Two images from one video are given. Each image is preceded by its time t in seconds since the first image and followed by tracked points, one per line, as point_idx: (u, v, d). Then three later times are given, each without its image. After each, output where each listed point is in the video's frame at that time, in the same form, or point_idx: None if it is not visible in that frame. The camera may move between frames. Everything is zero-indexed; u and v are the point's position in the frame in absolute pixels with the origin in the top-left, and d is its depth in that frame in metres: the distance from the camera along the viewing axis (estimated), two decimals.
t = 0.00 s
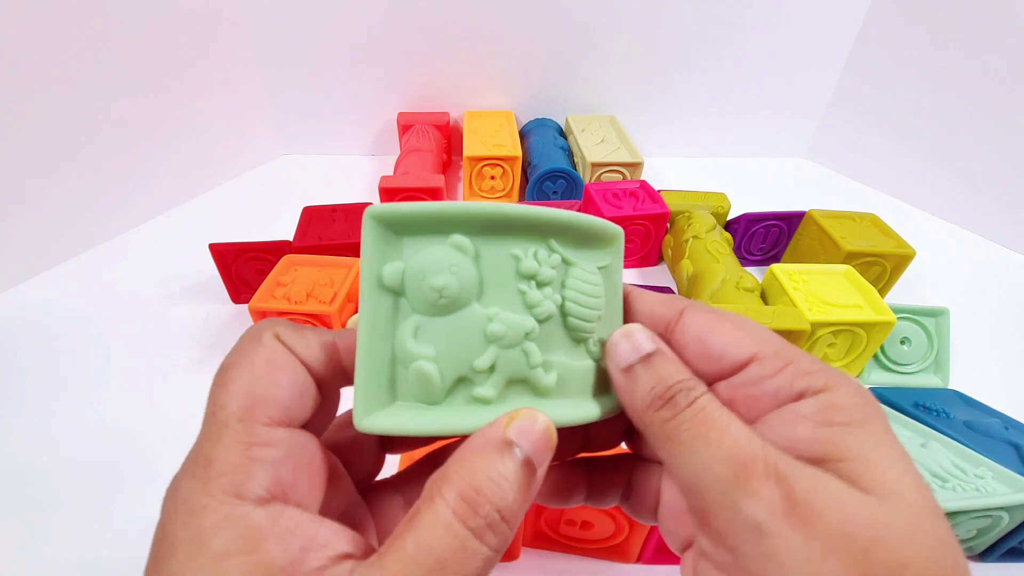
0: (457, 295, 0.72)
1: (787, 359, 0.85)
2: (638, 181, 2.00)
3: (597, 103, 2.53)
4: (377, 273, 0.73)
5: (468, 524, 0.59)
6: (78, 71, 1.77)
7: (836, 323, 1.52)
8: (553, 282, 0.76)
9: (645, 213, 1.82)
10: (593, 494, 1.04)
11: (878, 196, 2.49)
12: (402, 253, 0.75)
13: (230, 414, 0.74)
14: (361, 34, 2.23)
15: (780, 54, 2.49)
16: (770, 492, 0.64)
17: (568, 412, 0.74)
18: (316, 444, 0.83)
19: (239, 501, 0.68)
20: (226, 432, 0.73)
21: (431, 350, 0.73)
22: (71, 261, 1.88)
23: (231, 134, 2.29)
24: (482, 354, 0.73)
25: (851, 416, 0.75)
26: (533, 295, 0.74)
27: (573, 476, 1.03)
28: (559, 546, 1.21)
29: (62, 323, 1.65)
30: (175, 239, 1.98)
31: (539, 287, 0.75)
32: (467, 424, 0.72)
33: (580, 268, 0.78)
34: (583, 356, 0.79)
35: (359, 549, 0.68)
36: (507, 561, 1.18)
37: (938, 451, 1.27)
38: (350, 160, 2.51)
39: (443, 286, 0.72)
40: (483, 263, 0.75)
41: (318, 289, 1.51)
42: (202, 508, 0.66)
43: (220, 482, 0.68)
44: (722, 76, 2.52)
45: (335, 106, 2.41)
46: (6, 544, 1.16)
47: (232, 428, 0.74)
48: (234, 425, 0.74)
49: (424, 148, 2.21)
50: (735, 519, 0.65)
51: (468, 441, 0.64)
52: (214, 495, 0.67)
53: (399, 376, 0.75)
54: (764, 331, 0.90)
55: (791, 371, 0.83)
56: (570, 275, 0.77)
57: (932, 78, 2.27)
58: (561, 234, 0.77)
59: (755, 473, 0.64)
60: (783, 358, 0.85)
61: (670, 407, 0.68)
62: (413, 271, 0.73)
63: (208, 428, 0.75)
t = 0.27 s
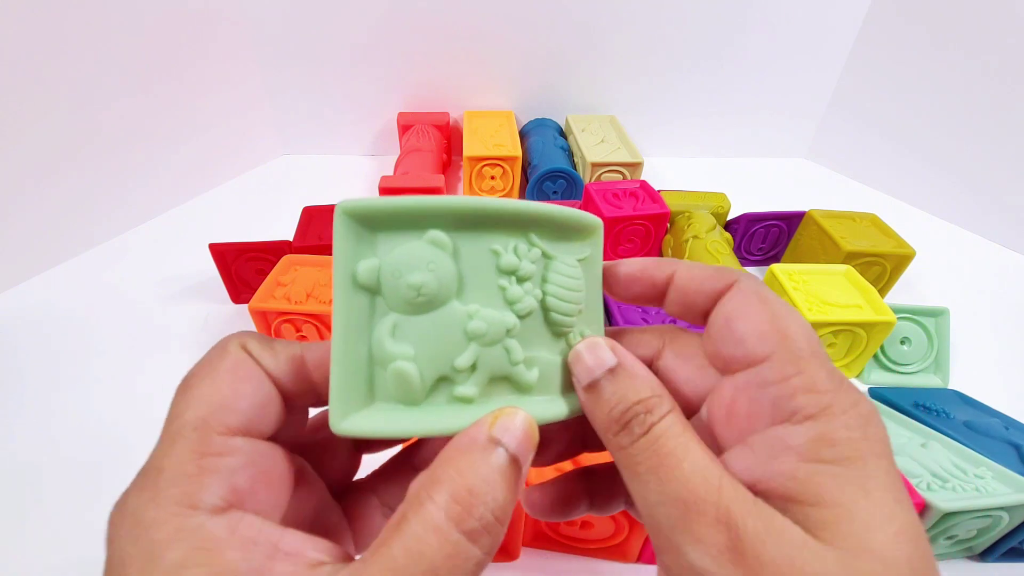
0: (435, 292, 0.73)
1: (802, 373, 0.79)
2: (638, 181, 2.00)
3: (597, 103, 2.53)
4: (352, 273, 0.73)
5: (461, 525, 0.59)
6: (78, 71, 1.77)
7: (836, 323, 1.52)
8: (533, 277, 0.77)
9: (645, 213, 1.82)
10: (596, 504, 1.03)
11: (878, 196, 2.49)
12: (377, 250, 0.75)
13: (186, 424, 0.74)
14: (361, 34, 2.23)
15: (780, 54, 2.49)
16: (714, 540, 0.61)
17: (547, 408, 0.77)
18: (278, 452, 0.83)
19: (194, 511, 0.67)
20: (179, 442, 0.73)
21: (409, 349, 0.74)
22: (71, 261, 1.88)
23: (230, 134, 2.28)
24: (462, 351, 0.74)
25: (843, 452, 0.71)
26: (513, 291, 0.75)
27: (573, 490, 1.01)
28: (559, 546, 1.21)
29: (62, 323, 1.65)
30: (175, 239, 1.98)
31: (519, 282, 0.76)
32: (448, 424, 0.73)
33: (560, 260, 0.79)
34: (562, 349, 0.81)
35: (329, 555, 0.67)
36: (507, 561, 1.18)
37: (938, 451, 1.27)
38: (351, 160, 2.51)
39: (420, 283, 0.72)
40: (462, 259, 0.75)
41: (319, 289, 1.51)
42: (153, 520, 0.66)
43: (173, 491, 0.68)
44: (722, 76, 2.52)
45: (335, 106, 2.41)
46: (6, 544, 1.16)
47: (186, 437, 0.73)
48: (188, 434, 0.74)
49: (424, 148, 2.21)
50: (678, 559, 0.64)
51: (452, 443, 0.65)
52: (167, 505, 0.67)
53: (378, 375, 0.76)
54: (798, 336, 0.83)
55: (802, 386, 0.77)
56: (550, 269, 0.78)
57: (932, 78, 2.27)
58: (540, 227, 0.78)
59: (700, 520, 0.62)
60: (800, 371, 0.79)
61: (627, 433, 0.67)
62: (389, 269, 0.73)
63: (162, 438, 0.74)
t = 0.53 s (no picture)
0: (433, 284, 0.73)
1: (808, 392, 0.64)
2: (638, 181, 2.00)
3: (597, 103, 2.53)
4: (352, 259, 0.73)
5: (448, 517, 0.59)
6: (78, 71, 1.77)
7: (836, 323, 1.52)
8: (529, 276, 0.77)
9: (645, 213, 1.82)
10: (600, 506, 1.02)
11: (878, 196, 2.49)
12: (378, 239, 0.75)
13: (181, 419, 0.74)
14: (361, 34, 2.23)
15: (780, 53, 2.49)
16: None
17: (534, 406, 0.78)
18: (271, 447, 0.84)
19: (187, 502, 0.67)
20: (173, 436, 0.73)
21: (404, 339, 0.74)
22: (72, 261, 1.88)
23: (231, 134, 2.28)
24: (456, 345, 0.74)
25: (832, 496, 0.59)
26: (509, 287, 0.75)
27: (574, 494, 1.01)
28: (559, 547, 1.21)
29: (62, 324, 1.65)
30: (175, 239, 1.98)
31: (515, 280, 0.76)
32: (438, 417, 0.73)
33: (556, 262, 0.79)
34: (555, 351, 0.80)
35: (319, 548, 0.68)
36: (507, 560, 1.19)
37: (938, 451, 1.27)
38: (351, 160, 2.51)
39: (419, 275, 0.72)
40: (460, 253, 0.75)
41: (318, 289, 1.51)
42: (146, 509, 0.66)
43: (167, 483, 0.68)
44: (722, 76, 2.52)
45: (335, 106, 2.41)
46: (5, 544, 1.15)
47: (180, 431, 0.73)
48: (182, 428, 0.74)
49: (424, 148, 2.21)
50: None
51: (443, 437, 0.65)
52: (160, 496, 0.67)
53: (370, 364, 0.76)
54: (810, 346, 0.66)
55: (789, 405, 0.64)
56: (547, 270, 0.78)
57: (932, 78, 2.27)
58: (540, 229, 0.78)
59: None
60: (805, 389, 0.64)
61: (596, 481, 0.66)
62: (389, 258, 0.73)
63: (157, 432, 0.75)
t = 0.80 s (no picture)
0: (434, 288, 0.73)
1: (557, 512, 0.51)
2: (638, 181, 1.99)
3: (597, 103, 2.53)
4: (352, 268, 0.73)
5: (457, 514, 0.59)
6: (78, 70, 1.82)
7: (836, 323, 1.52)
8: (528, 275, 0.77)
9: (645, 213, 1.82)
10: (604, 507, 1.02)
11: (878, 196, 2.49)
12: (377, 247, 0.75)
13: (192, 418, 0.75)
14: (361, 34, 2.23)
15: (780, 53, 2.49)
16: None
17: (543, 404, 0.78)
18: (280, 446, 0.83)
19: (198, 500, 0.67)
20: (185, 435, 0.73)
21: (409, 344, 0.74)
22: (71, 261, 1.87)
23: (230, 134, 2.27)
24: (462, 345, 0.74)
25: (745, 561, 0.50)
26: (509, 286, 0.75)
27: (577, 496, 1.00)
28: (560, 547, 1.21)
29: (62, 323, 1.64)
30: (175, 239, 1.98)
31: (515, 279, 0.76)
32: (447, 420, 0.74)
33: (551, 260, 0.79)
34: (557, 347, 0.81)
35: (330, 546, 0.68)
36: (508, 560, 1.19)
37: (938, 451, 1.27)
38: (351, 160, 2.51)
39: (421, 278, 0.72)
40: (460, 256, 0.76)
41: (319, 289, 1.51)
42: (159, 507, 0.66)
43: (179, 481, 0.68)
44: (721, 76, 2.52)
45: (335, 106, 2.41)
46: (5, 544, 1.15)
47: (191, 430, 0.73)
48: (194, 427, 0.74)
49: (424, 148, 2.21)
50: None
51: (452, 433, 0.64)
52: (172, 494, 0.67)
53: (378, 370, 0.76)
54: (536, 449, 0.52)
55: (510, 519, 0.53)
56: (544, 268, 0.78)
57: (932, 78, 2.27)
58: (535, 228, 0.78)
59: None
60: (544, 506, 0.51)
61: None
62: (390, 264, 0.73)
63: (170, 431, 0.75)
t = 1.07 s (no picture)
0: (434, 289, 0.73)
1: (526, 530, 0.52)
2: (638, 181, 2.00)
3: (597, 103, 2.53)
4: (352, 271, 0.73)
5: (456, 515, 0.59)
6: (78, 70, 1.83)
7: (836, 323, 1.52)
8: (525, 276, 0.77)
9: (645, 213, 1.82)
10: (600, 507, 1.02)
11: (878, 196, 2.49)
12: (377, 249, 0.75)
13: (196, 420, 0.75)
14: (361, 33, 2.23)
15: (780, 53, 2.49)
16: None
17: (541, 403, 0.78)
18: (282, 449, 0.83)
19: (202, 500, 0.67)
20: (189, 436, 0.73)
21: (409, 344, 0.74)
22: (71, 261, 1.87)
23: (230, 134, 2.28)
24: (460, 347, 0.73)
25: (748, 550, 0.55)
26: (507, 288, 0.75)
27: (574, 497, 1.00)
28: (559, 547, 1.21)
29: (62, 324, 1.64)
30: (175, 239, 1.98)
31: (513, 281, 0.77)
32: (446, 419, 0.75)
33: (548, 261, 0.79)
34: (555, 346, 0.81)
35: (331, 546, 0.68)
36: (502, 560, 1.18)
37: (938, 451, 1.27)
38: (351, 160, 2.51)
39: (419, 281, 0.72)
40: (458, 258, 0.75)
41: (319, 289, 1.51)
42: (163, 507, 0.66)
43: (182, 482, 0.68)
44: (721, 76, 2.52)
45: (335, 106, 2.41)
46: (5, 544, 1.15)
47: (195, 431, 0.74)
48: (197, 429, 0.74)
49: (424, 148, 2.21)
50: None
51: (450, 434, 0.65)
52: (176, 494, 0.67)
53: (379, 371, 0.76)
54: (505, 466, 0.53)
55: (478, 539, 0.54)
56: (541, 269, 0.78)
57: (932, 78, 2.27)
58: (532, 228, 0.77)
59: None
60: (514, 524, 0.52)
61: None
62: (389, 266, 0.73)
63: (173, 432, 0.75)
